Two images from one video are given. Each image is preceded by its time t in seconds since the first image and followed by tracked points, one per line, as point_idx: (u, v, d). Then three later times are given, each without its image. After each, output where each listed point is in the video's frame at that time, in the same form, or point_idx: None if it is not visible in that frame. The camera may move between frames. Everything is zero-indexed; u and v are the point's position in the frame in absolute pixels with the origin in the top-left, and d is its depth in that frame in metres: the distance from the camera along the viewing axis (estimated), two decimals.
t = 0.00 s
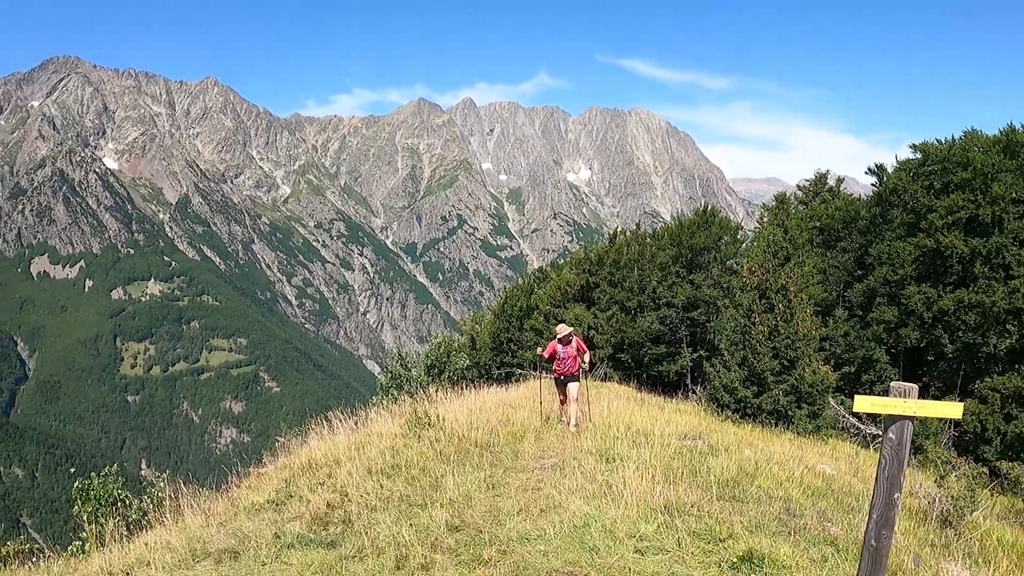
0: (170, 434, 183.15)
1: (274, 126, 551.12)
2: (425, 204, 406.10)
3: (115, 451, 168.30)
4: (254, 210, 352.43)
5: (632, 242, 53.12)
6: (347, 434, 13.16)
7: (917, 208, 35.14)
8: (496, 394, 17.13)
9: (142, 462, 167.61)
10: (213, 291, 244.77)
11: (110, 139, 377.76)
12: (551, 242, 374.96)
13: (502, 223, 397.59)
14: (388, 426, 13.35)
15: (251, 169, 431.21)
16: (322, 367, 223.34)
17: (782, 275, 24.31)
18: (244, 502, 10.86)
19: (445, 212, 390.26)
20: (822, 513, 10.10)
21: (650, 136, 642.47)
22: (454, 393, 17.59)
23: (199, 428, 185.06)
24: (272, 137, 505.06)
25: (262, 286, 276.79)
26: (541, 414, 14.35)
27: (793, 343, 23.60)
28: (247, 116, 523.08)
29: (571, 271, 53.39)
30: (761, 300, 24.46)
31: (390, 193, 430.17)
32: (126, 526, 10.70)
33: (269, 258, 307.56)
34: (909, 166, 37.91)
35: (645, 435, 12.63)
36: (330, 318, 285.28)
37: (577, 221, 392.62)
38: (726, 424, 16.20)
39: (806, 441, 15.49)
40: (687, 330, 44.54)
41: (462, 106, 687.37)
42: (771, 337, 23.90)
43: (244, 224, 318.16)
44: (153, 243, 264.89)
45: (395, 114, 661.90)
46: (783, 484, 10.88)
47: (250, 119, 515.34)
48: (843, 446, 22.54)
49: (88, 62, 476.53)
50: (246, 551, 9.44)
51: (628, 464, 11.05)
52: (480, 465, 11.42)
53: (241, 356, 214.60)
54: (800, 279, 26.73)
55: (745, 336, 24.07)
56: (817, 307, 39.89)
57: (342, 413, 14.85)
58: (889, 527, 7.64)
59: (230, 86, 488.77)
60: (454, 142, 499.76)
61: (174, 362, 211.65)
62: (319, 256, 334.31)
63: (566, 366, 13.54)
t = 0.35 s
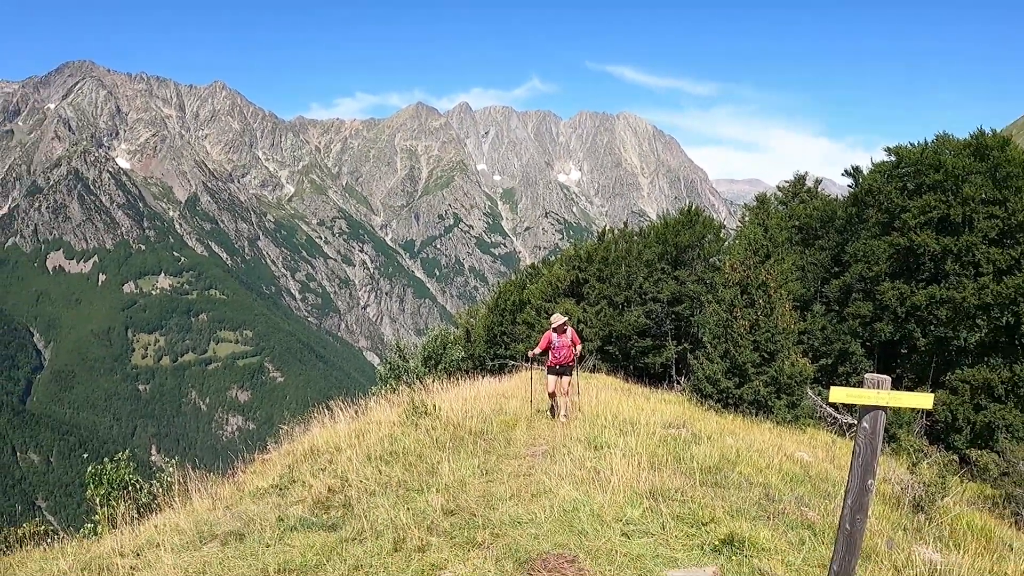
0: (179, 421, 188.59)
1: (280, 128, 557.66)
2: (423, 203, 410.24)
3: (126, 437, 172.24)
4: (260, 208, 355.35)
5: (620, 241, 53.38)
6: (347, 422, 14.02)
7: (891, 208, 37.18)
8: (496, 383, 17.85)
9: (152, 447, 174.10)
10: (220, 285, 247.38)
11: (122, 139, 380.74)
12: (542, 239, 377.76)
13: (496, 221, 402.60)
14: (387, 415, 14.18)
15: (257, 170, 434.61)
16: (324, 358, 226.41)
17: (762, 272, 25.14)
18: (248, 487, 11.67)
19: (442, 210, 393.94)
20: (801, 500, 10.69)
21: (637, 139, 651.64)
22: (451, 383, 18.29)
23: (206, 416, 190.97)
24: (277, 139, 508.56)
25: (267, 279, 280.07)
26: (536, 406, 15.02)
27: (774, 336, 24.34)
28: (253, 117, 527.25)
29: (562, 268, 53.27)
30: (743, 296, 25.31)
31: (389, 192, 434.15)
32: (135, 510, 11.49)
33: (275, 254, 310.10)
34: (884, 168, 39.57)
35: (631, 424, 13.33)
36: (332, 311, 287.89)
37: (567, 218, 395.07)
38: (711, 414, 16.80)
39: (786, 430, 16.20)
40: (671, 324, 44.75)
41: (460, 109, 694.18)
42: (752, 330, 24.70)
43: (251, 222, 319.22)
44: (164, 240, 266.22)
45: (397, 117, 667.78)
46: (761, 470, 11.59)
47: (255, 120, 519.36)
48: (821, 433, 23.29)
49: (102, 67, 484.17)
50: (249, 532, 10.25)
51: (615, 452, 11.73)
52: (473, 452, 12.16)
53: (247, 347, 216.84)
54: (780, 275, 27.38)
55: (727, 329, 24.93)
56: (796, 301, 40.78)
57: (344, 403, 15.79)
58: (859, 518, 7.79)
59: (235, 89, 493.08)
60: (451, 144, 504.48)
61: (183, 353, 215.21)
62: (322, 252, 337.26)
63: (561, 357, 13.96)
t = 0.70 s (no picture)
0: (189, 405, 191.99)
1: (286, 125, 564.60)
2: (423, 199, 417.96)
3: (138, 420, 177.14)
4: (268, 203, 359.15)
5: (610, 234, 53.81)
6: (350, 406, 15.03)
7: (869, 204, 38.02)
8: (492, 369, 18.58)
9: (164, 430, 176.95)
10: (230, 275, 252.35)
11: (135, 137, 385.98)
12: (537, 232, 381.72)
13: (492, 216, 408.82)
14: (389, 400, 15.26)
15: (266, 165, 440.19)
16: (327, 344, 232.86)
17: (743, 266, 26.32)
18: (257, 467, 12.55)
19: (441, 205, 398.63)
20: (781, 480, 11.43)
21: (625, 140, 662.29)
22: (447, 369, 19.17)
23: (215, 400, 193.89)
24: (285, 136, 514.60)
25: (274, 270, 284.20)
26: (528, 394, 15.75)
27: (755, 326, 25.40)
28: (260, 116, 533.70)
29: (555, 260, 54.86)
30: (727, 287, 26.65)
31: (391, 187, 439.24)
32: (152, 488, 12.49)
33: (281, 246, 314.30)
34: (859, 167, 41.21)
35: (620, 409, 14.21)
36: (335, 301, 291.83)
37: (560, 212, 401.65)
38: (695, 400, 17.54)
39: (767, 416, 16.85)
40: (658, 314, 45.29)
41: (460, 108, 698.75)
42: (735, 320, 25.86)
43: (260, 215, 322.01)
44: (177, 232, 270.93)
45: (399, 117, 674.85)
46: (742, 454, 12.32)
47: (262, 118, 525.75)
48: (798, 418, 24.42)
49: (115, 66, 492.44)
50: (257, 511, 11.08)
51: (605, 435, 12.61)
52: (469, 436, 13.03)
53: (254, 335, 221.23)
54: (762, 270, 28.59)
55: (711, 320, 26.19)
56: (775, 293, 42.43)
57: (347, 386, 16.78)
58: (834, 497, 8.19)
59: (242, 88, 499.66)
60: (449, 142, 510.14)
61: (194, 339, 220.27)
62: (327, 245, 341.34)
63: (551, 348, 14.49)
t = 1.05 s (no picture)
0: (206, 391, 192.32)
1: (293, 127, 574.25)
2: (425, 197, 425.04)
3: (153, 405, 177.66)
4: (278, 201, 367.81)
5: (601, 229, 54.49)
6: (355, 394, 15.81)
7: (846, 200, 39.52)
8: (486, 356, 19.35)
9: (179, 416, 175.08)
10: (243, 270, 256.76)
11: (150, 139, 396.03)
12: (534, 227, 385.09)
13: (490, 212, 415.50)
14: (392, 387, 16.00)
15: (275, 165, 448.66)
16: (335, 335, 235.48)
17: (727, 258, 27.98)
18: (267, 450, 13.36)
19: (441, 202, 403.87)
20: (762, 461, 12.15)
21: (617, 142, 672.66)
22: (447, 356, 19.95)
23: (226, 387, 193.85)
24: (293, 136, 523.11)
25: (282, 265, 288.93)
26: (520, 380, 16.53)
27: (740, 314, 26.46)
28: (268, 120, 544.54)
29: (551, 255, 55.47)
30: (711, 278, 27.73)
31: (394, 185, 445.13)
32: (169, 471, 13.34)
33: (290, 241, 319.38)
34: (839, 165, 42.55)
35: (612, 395, 14.90)
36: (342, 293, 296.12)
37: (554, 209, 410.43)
38: (682, 386, 18.28)
39: (750, 399, 17.72)
40: (649, 304, 45.01)
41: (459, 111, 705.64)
42: (720, 309, 26.89)
43: (270, 212, 330.60)
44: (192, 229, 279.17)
45: (402, 119, 684.78)
46: (728, 437, 12.98)
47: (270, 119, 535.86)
48: (781, 401, 25.24)
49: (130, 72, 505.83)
50: (268, 491, 11.78)
51: (597, 421, 13.31)
52: (468, 419, 13.85)
53: (265, 326, 224.69)
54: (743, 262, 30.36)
55: (697, 308, 27.14)
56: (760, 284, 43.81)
57: (352, 373, 17.51)
58: (814, 480, 8.57)
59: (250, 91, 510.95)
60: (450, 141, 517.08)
61: (208, 330, 222.57)
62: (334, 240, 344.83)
63: (537, 332, 15.12)
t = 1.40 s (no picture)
0: (217, 379, 199.89)
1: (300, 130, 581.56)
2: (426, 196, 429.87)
3: (169, 394, 184.88)
4: (286, 201, 373.99)
5: (591, 227, 55.93)
6: (358, 384, 16.64)
7: (823, 200, 40.75)
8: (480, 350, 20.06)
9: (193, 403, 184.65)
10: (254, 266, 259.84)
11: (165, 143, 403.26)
12: (529, 225, 390.07)
13: (487, 211, 421.82)
14: (394, 378, 16.73)
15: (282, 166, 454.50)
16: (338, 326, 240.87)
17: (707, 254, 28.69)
18: (276, 438, 14.23)
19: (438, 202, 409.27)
20: (746, 449, 12.77)
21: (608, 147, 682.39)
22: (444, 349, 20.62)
23: (237, 377, 201.63)
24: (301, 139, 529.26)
25: (289, 259, 292.51)
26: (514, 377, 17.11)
27: (722, 308, 27.20)
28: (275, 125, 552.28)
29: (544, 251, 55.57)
30: (697, 274, 29.81)
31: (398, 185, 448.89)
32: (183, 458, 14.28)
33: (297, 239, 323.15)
34: (818, 167, 43.86)
35: (602, 386, 15.63)
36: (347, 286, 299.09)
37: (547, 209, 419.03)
38: (666, 378, 18.92)
39: (731, 391, 18.40)
40: (637, 300, 46.77)
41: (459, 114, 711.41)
42: (705, 304, 27.56)
43: (278, 210, 336.33)
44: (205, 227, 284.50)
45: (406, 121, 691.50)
46: (714, 426, 13.63)
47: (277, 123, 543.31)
48: (762, 391, 25.91)
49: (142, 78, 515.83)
50: (276, 477, 12.51)
51: (588, 411, 13.97)
52: (466, 408, 14.60)
53: (272, 318, 228.64)
54: (725, 261, 32.20)
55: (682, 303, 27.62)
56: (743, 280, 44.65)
57: (354, 366, 18.31)
58: (792, 467, 8.96)
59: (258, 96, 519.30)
60: (449, 145, 523.18)
61: (219, 323, 225.59)
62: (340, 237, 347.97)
63: (527, 328, 15.56)
